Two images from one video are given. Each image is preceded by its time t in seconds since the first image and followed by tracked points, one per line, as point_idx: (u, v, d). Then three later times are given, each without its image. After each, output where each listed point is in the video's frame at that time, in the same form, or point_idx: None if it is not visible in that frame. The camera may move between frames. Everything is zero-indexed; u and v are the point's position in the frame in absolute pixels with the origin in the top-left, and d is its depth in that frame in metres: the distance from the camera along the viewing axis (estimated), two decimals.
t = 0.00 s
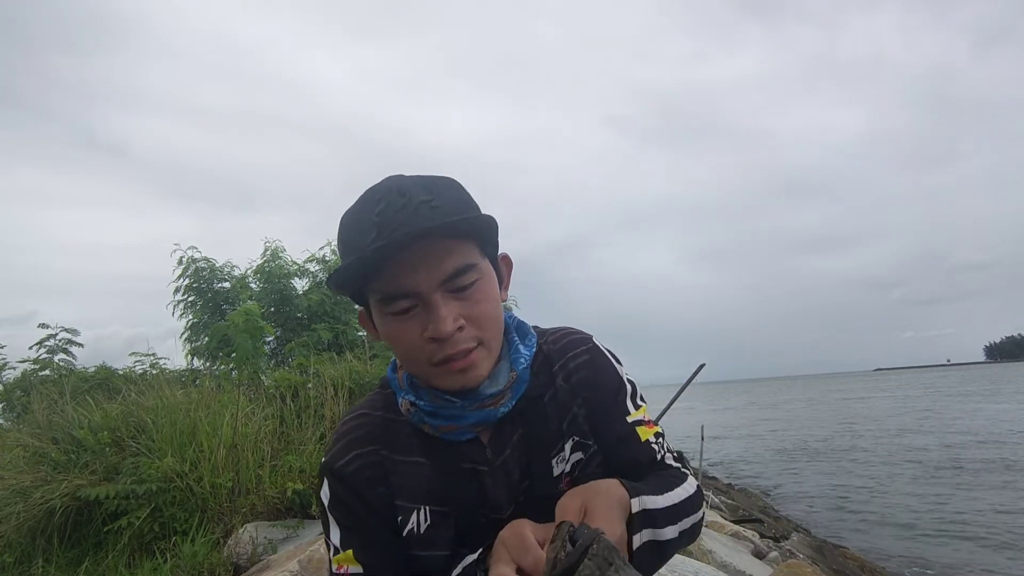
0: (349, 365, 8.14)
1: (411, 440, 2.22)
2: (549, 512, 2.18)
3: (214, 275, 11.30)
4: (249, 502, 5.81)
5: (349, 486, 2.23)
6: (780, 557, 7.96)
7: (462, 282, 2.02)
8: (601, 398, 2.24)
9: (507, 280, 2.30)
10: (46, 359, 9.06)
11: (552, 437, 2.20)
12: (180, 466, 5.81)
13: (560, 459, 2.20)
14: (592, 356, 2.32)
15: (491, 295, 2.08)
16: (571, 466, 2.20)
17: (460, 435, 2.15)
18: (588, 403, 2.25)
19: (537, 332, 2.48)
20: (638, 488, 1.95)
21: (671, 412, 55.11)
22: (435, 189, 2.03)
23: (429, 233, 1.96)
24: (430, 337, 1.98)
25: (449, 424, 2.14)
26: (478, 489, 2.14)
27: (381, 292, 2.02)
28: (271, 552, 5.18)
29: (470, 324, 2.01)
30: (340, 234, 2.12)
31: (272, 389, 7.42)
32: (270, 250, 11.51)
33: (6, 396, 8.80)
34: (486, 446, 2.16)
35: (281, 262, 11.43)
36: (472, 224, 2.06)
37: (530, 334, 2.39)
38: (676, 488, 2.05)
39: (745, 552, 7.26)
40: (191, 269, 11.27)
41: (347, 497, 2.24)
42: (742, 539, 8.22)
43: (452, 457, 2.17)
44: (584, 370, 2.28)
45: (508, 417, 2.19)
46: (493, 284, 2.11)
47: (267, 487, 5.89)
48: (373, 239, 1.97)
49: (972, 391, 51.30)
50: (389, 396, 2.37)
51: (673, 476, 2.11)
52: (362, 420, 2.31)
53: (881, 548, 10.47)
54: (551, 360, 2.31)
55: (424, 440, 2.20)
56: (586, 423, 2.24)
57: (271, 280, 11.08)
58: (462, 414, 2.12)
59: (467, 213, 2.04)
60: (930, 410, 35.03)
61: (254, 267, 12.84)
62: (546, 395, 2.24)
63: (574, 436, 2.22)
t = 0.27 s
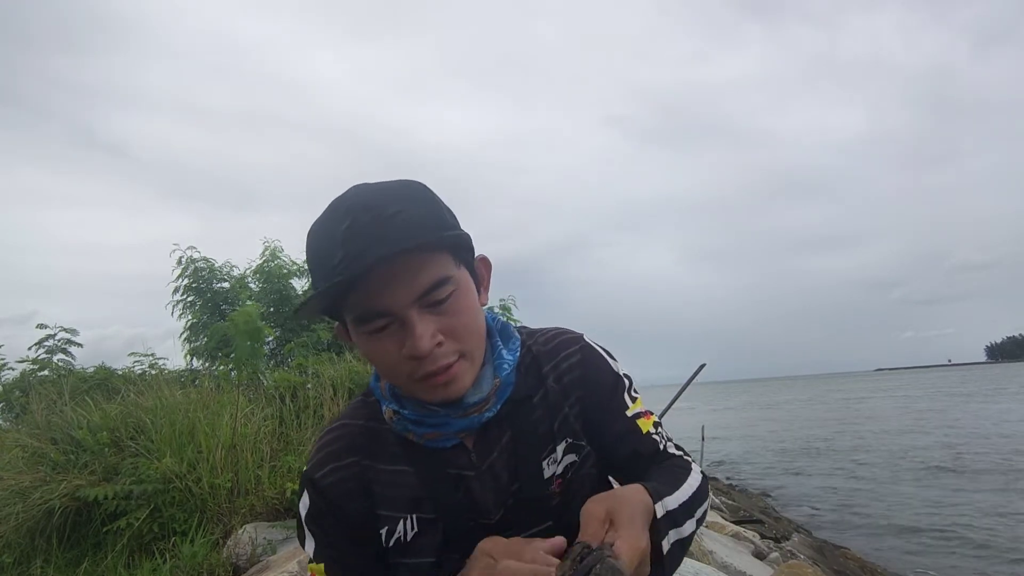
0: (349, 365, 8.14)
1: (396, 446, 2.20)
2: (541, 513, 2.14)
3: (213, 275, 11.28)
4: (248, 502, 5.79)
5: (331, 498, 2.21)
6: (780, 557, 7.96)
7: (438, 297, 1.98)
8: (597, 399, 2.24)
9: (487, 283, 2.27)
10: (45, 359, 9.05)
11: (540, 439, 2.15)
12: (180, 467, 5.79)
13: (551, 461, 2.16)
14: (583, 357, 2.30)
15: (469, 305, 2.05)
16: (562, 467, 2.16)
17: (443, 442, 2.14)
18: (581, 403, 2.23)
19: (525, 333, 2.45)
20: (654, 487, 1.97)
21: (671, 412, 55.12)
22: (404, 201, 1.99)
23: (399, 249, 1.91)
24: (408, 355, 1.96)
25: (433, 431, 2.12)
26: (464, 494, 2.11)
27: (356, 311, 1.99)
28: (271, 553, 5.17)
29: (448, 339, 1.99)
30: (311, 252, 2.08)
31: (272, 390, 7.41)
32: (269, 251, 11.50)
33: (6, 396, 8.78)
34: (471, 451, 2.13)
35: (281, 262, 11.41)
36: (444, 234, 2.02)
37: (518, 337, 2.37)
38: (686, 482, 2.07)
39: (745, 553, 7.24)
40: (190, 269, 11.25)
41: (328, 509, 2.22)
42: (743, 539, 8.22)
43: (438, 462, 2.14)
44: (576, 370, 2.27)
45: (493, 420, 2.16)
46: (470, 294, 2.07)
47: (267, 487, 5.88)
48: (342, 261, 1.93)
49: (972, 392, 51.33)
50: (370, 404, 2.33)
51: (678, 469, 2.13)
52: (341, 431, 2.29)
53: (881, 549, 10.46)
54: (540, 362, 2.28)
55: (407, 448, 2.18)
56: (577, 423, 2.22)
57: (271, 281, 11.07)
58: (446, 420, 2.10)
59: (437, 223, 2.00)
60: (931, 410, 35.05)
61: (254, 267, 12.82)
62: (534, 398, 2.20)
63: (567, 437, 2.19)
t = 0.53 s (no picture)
0: (350, 365, 8.13)
1: (391, 449, 2.20)
2: (536, 518, 2.09)
3: (213, 275, 11.28)
4: (248, 502, 5.79)
5: (325, 502, 2.22)
6: (780, 557, 7.96)
7: (428, 303, 1.96)
8: (598, 407, 2.24)
9: (482, 284, 2.26)
10: (44, 359, 9.04)
11: (538, 443, 2.14)
12: (180, 467, 5.79)
13: (548, 466, 2.14)
14: (588, 365, 2.31)
15: (461, 310, 2.04)
16: (559, 472, 2.14)
17: (437, 446, 2.13)
18: (583, 411, 2.24)
19: (525, 339, 2.45)
20: (649, 509, 2.01)
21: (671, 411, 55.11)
22: (393, 206, 1.98)
23: (387, 257, 1.90)
24: (401, 363, 1.96)
25: (427, 434, 2.12)
26: (458, 498, 2.09)
27: (348, 319, 1.99)
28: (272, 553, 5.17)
29: (441, 346, 1.98)
30: (302, 257, 2.07)
31: (272, 390, 7.40)
32: (270, 251, 11.49)
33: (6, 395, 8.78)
34: (465, 455, 2.12)
35: (281, 262, 11.41)
36: (434, 239, 2.00)
37: (519, 344, 2.36)
38: (678, 502, 2.10)
39: (746, 553, 7.22)
40: (190, 270, 11.24)
41: (323, 513, 2.23)
42: (743, 539, 8.21)
43: (433, 467, 2.14)
44: (580, 379, 2.27)
45: (489, 424, 2.15)
46: (462, 298, 2.06)
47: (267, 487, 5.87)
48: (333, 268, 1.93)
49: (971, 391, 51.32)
50: (366, 407, 2.34)
51: (672, 488, 2.16)
52: (335, 435, 2.29)
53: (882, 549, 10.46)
54: (542, 369, 2.29)
55: (401, 451, 2.18)
56: (579, 431, 2.21)
57: (271, 281, 11.06)
58: (439, 424, 2.10)
59: (426, 228, 1.99)
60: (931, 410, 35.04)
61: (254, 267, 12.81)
62: (532, 403, 2.20)
63: (568, 443, 2.17)
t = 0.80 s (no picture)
0: (349, 365, 8.14)
1: (394, 446, 2.21)
2: (539, 520, 2.12)
3: (213, 275, 11.29)
4: (249, 502, 5.81)
5: (326, 495, 2.23)
6: (780, 556, 7.96)
7: (434, 310, 1.95)
8: (604, 412, 2.26)
9: (490, 287, 2.27)
10: (45, 359, 9.06)
11: (543, 446, 2.17)
12: (180, 467, 5.80)
13: (553, 468, 2.16)
14: (595, 370, 2.33)
15: (466, 315, 2.03)
16: (564, 475, 2.16)
17: (441, 445, 2.14)
18: (589, 416, 2.26)
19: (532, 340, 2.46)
20: (636, 522, 2.04)
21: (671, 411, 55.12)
22: (397, 212, 1.98)
23: (392, 266, 1.90)
24: (406, 369, 1.96)
25: (431, 433, 2.13)
26: (461, 497, 2.11)
27: (352, 325, 1.98)
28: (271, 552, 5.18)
29: (446, 352, 1.98)
30: (307, 262, 2.08)
31: (272, 390, 7.41)
32: (270, 251, 11.51)
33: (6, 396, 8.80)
34: (469, 454, 2.13)
35: (281, 262, 11.42)
36: (438, 245, 2.00)
37: (526, 346, 2.38)
38: (672, 515, 2.12)
39: (745, 552, 7.25)
40: (190, 270, 11.26)
41: (323, 505, 2.24)
42: (743, 539, 8.22)
43: (436, 465, 2.15)
44: (587, 383, 2.29)
45: (494, 425, 2.17)
46: (467, 303, 2.05)
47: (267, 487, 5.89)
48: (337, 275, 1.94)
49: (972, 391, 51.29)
50: (370, 402, 2.35)
51: (669, 498, 2.18)
52: (340, 429, 2.30)
53: (881, 549, 10.46)
54: (550, 372, 2.30)
55: (404, 448, 2.20)
56: (585, 435, 2.23)
57: (271, 280, 11.07)
58: (443, 424, 2.11)
59: (431, 234, 1.99)
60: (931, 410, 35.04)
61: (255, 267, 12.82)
62: (538, 405, 2.23)
63: (574, 447, 2.20)
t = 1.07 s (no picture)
0: (349, 365, 8.14)
1: (396, 439, 2.20)
2: (540, 521, 2.12)
3: (213, 275, 11.29)
4: (249, 502, 5.81)
5: (327, 479, 2.23)
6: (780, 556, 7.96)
7: (444, 314, 1.94)
8: (609, 416, 2.25)
9: (501, 290, 2.27)
10: (45, 359, 9.05)
11: (546, 448, 2.17)
12: (180, 467, 5.80)
13: (555, 470, 2.16)
14: (603, 373, 2.32)
15: (476, 319, 2.02)
16: (566, 478, 2.16)
17: (445, 444, 2.13)
18: (594, 420, 2.25)
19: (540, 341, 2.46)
20: (637, 529, 2.02)
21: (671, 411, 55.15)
22: (408, 213, 1.97)
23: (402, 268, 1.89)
24: (414, 372, 1.94)
25: (435, 432, 2.13)
26: (463, 495, 2.11)
27: (360, 326, 1.97)
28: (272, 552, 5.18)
29: (454, 356, 1.97)
30: (318, 257, 2.08)
31: (272, 390, 7.41)
32: (270, 251, 11.51)
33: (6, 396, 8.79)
34: (472, 454, 2.13)
35: (281, 262, 11.41)
36: (449, 247, 1.99)
37: (533, 348, 2.37)
38: (672, 523, 2.11)
39: (745, 552, 7.24)
40: (190, 270, 11.25)
41: (321, 489, 2.23)
42: (742, 539, 8.23)
43: (437, 461, 2.14)
44: (594, 387, 2.28)
45: (498, 425, 2.16)
46: (477, 306, 2.03)
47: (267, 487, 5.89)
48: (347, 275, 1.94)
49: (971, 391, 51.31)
50: (376, 391, 2.35)
51: (670, 506, 2.17)
52: (345, 414, 2.30)
53: (881, 548, 10.48)
54: (557, 374, 2.29)
55: (407, 441, 2.19)
56: (589, 439, 2.23)
57: (271, 280, 11.06)
58: (448, 424, 2.10)
59: (442, 237, 1.98)
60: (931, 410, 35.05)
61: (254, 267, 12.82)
62: (543, 407, 2.22)
63: (577, 450, 2.20)
